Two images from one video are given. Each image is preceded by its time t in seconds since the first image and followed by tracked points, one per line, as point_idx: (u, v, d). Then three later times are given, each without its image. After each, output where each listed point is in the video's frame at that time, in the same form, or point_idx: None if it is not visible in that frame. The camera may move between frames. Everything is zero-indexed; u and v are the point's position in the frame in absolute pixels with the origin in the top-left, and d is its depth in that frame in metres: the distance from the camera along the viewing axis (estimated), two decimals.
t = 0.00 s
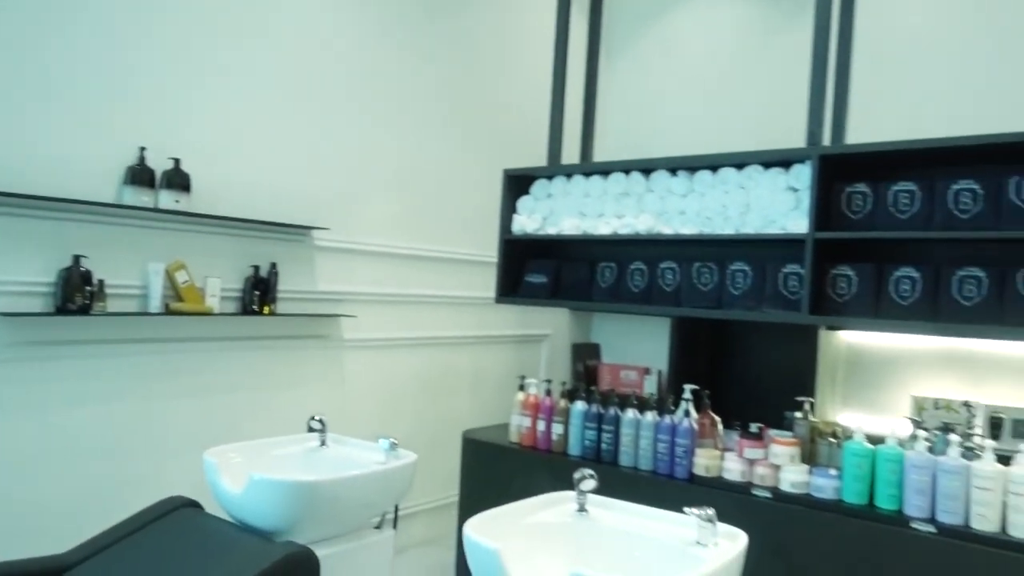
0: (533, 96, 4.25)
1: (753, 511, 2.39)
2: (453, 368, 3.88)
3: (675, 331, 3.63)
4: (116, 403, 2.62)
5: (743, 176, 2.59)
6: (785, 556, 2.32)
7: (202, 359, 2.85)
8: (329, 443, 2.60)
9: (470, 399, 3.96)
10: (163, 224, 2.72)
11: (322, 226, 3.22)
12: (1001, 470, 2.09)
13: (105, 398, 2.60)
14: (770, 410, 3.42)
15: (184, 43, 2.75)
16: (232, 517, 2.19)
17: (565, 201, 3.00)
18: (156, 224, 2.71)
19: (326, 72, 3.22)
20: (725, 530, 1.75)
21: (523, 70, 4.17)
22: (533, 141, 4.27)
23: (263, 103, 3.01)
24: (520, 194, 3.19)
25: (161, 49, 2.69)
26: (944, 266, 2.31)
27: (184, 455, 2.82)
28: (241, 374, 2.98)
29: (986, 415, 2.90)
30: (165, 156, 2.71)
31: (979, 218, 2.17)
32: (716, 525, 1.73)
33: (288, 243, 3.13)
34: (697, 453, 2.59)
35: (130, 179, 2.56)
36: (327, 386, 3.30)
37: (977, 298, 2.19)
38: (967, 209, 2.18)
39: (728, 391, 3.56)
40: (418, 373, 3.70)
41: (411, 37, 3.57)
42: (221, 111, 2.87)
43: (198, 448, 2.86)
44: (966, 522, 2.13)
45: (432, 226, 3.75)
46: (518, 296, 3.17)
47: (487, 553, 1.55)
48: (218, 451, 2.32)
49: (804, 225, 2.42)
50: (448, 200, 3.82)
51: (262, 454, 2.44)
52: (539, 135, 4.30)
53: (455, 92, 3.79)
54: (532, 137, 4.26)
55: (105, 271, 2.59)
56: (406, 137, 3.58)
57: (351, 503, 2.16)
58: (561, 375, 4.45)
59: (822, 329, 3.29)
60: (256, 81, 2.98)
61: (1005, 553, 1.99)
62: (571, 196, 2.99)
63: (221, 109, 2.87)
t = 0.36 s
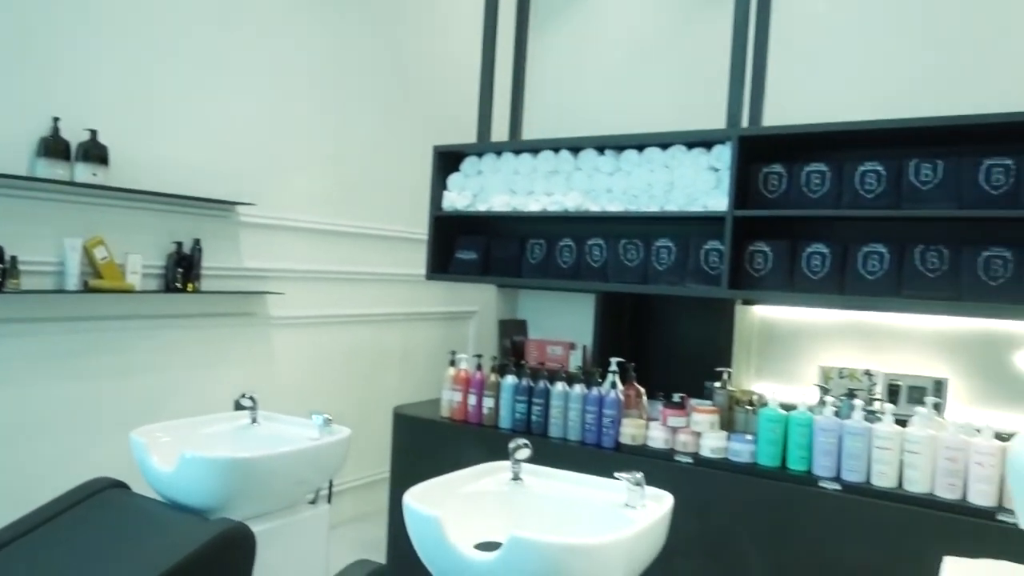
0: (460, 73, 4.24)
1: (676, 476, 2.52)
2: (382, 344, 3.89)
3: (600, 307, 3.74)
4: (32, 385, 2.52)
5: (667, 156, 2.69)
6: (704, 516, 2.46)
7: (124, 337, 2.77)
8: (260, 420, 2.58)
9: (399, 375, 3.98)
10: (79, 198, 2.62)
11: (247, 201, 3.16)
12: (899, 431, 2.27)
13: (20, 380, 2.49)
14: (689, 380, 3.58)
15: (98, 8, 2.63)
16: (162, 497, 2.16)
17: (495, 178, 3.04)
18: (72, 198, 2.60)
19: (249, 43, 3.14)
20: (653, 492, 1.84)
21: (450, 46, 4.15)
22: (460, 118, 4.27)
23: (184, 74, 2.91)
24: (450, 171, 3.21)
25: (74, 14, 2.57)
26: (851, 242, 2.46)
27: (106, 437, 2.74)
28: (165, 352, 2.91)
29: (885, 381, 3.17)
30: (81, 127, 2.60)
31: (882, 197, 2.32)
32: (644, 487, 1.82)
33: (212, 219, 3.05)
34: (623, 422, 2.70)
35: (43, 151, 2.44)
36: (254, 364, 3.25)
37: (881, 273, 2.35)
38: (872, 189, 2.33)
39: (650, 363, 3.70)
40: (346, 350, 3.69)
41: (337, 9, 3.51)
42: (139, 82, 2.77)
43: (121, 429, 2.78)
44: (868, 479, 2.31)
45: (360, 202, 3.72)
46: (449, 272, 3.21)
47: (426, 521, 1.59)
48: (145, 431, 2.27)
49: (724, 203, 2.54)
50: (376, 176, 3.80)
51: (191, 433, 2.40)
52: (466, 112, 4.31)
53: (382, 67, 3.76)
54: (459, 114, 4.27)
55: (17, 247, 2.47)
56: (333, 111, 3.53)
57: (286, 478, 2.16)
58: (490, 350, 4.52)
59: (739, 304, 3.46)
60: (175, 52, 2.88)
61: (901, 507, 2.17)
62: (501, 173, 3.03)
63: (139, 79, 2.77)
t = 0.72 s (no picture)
0: (397, 60, 4.22)
1: (612, 457, 2.60)
2: (319, 333, 3.87)
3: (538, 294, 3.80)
4: None
5: (603, 146, 2.76)
6: (640, 494, 2.55)
7: (52, 328, 2.68)
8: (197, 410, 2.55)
9: (337, 364, 3.97)
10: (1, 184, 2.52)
11: (180, 188, 3.09)
12: (820, 409, 2.40)
13: None
14: (626, 365, 3.67)
15: None
16: (96, 489, 2.12)
17: (434, 167, 3.06)
18: None
19: (180, 25, 3.06)
20: (591, 471, 1.90)
21: (387, 33, 4.13)
22: (397, 105, 4.26)
23: (112, 56, 2.83)
24: (389, 159, 3.21)
25: None
26: (776, 231, 2.58)
27: (34, 431, 2.66)
28: (96, 343, 2.83)
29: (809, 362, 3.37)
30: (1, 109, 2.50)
31: (806, 187, 2.44)
32: (582, 467, 1.88)
33: (144, 206, 2.98)
34: (561, 406, 2.77)
35: None
36: (189, 354, 3.20)
37: (804, 260, 2.47)
38: (796, 180, 2.44)
39: (587, 349, 3.78)
40: (284, 340, 3.66)
41: None
42: (65, 65, 2.68)
43: (49, 423, 2.70)
44: (792, 455, 2.43)
45: (297, 190, 3.69)
46: (388, 260, 3.21)
47: (370, 504, 1.62)
48: (77, 422, 2.22)
49: (658, 192, 2.62)
50: (313, 164, 3.76)
51: (126, 424, 2.36)
52: (403, 99, 4.30)
53: (317, 53, 3.71)
54: (396, 101, 4.25)
55: None
56: (268, 97, 3.48)
57: (226, 467, 2.15)
58: (429, 338, 4.54)
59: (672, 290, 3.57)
60: (102, 34, 2.79)
61: (822, 480, 2.30)
62: (440, 161, 3.05)
63: (64, 60, 2.68)
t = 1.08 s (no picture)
0: (357, 45, 4.19)
1: (571, 440, 2.65)
2: (279, 321, 3.85)
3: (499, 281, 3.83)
4: None
5: (563, 134, 2.79)
6: (597, 477, 2.61)
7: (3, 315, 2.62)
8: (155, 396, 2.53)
9: (297, 351, 3.95)
10: None
11: (136, 173, 3.04)
12: (771, 393, 2.47)
13: None
14: (585, 350, 3.73)
15: None
16: (51, 475, 2.10)
17: (395, 154, 3.06)
18: None
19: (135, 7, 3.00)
20: (549, 453, 1.94)
21: (346, 17, 4.09)
22: (357, 91, 4.23)
23: (64, 37, 2.76)
24: (350, 145, 3.21)
25: None
26: (731, 219, 2.64)
27: None
28: (50, 330, 2.78)
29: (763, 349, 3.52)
30: None
31: (759, 177, 2.50)
32: (540, 449, 1.92)
33: (99, 191, 2.93)
34: (521, 391, 2.81)
35: None
36: (146, 342, 3.16)
37: (757, 248, 2.53)
38: (750, 169, 2.50)
39: (548, 335, 3.82)
40: (243, 327, 3.64)
41: None
42: (16, 47, 2.61)
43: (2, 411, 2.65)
44: (744, 437, 2.50)
45: (256, 176, 3.65)
46: (349, 247, 3.21)
47: (330, 486, 1.64)
48: (31, 409, 2.19)
49: (616, 181, 2.66)
50: (272, 150, 3.73)
51: (82, 411, 2.34)
52: (363, 85, 4.27)
53: (276, 37, 3.67)
54: (356, 87, 4.22)
55: None
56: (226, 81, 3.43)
57: (184, 453, 2.15)
58: (389, 325, 4.54)
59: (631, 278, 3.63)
60: (55, 16, 2.73)
61: (772, 461, 2.38)
62: (401, 148, 3.06)
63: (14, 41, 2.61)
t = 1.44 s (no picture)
0: (305, 9, 4.11)
1: (517, 408, 2.71)
2: (227, 290, 3.81)
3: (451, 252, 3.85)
4: None
5: (512, 106, 2.80)
6: (542, 443, 2.67)
7: None
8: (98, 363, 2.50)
9: (245, 320, 3.93)
10: None
11: (76, 137, 2.96)
12: (710, 361, 2.55)
13: None
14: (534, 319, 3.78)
15: None
16: None
17: (345, 123, 3.04)
18: None
19: None
20: (492, 419, 1.99)
21: None
22: (306, 57, 4.16)
23: None
24: (299, 114, 3.17)
25: None
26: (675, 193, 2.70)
27: None
28: None
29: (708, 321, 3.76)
30: None
31: (702, 152, 2.56)
32: (483, 414, 1.96)
33: (36, 155, 2.84)
34: (470, 360, 2.84)
35: None
36: (89, 310, 3.10)
37: (700, 221, 2.60)
38: (694, 144, 2.56)
39: (498, 305, 3.86)
40: (190, 296, 3.59)
41: None
42: None
43: None
44: (684, 404, 2.58)
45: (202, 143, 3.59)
46: (297, 217, 3.20)
47: (272, 450, 1.66)
48: None
49: (565, 153, 2.69)
50: (219, 116, 3.66)
51: (20, 379, 2.30)
52: (312, 51, 4.20)
53: None
54: (304, 53, 4.15)
55: None
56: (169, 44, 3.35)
57: (126, 419, 2.13)
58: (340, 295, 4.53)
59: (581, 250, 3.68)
60: None
61: (711, 427, 2.47)
62: (350, 117, 3.04)
63: None
